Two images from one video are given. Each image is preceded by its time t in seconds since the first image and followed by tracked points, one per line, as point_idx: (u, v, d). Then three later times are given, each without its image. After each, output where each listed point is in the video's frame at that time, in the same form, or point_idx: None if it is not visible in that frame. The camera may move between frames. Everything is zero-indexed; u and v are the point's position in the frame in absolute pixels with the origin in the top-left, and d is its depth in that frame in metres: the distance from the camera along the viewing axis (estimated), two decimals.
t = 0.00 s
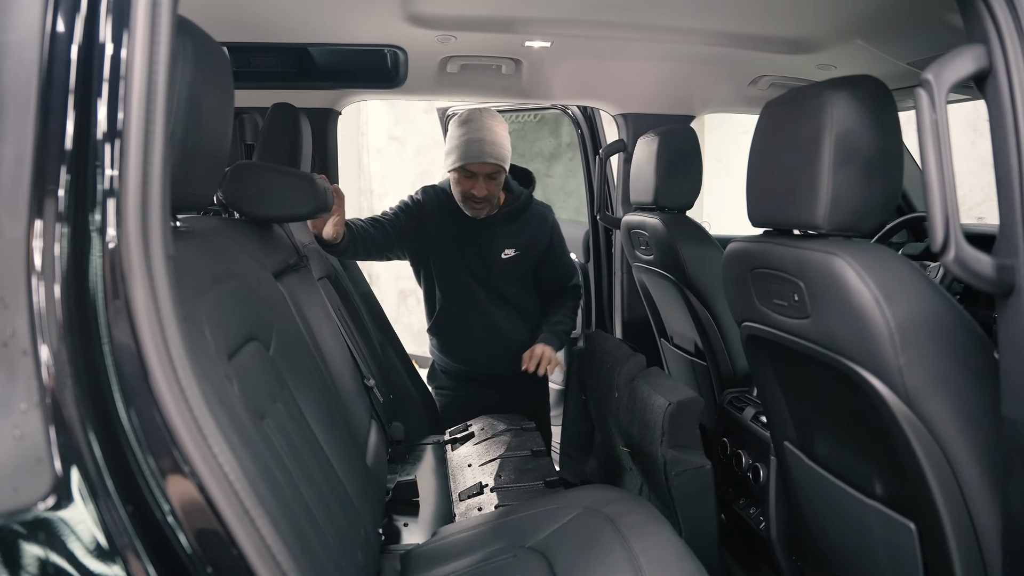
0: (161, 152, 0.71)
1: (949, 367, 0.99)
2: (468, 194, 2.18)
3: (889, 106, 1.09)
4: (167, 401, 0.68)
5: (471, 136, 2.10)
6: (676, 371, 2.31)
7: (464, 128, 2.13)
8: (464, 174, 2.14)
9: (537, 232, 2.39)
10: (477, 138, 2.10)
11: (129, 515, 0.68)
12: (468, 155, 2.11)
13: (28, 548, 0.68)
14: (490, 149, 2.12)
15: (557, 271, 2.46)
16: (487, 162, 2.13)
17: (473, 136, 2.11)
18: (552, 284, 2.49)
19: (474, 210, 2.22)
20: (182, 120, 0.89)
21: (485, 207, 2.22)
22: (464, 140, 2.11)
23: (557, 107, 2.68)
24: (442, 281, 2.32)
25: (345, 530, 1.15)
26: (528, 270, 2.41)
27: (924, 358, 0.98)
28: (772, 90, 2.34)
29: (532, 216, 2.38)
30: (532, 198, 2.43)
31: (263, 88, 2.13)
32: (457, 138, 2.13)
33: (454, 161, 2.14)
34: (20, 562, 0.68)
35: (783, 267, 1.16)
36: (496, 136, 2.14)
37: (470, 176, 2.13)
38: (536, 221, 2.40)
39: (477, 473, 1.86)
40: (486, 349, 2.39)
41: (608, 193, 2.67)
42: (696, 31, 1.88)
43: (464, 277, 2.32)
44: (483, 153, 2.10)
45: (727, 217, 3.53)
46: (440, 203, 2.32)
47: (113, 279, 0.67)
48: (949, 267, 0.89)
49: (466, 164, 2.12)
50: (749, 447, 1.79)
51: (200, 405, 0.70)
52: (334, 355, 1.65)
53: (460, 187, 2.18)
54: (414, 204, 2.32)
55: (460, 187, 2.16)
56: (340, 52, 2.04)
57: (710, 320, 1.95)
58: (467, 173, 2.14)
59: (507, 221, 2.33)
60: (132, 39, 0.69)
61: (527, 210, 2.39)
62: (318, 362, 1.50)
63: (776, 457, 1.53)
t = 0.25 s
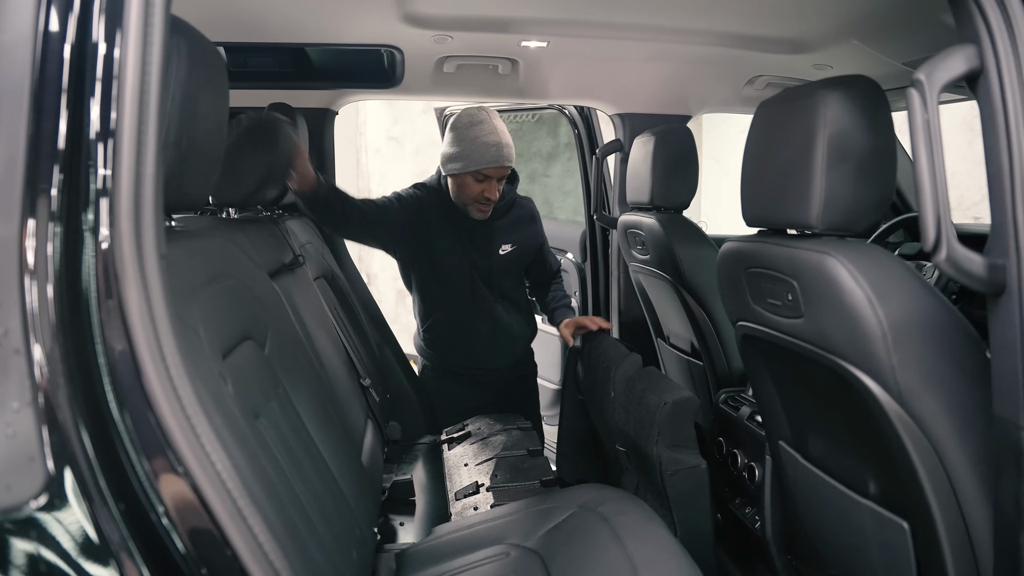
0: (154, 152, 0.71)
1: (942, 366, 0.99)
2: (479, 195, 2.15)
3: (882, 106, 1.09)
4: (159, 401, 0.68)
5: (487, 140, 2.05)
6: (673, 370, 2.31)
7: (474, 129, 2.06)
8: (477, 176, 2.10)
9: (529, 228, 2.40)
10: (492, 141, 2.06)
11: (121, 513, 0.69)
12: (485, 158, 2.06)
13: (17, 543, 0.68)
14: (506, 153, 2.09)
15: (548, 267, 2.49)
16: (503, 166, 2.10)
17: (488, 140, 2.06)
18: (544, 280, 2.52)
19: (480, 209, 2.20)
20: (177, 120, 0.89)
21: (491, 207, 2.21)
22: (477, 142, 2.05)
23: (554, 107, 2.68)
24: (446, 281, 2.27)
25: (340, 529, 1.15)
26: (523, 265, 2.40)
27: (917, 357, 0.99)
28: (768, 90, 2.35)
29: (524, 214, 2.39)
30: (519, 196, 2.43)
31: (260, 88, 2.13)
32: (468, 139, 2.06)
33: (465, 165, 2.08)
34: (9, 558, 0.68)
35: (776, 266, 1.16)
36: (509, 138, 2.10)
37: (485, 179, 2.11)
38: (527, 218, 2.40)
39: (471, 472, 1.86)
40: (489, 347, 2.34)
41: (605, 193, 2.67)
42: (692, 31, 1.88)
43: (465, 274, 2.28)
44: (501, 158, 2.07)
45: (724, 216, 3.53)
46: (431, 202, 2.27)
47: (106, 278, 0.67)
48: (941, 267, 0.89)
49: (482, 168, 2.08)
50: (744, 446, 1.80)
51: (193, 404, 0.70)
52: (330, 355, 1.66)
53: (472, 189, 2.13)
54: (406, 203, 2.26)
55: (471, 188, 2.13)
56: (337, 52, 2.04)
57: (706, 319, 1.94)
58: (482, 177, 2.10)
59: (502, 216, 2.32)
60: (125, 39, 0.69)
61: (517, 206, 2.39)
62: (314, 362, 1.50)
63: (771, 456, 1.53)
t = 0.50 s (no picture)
0: (148, 153, 0.71)
1: (935, 366, 0.99)
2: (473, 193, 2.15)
3: (876, 107, 1.10)
4: (153, 400, 0.68)
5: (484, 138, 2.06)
6: (670, 371, 2.31)
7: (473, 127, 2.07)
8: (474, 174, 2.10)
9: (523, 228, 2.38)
10: (489, 141, 2.06)
11: (114, 512, 0.69)
12: (480, 157, 2.07)
13: (7, 539, 0.69)
14: (503, 153, 2.09)
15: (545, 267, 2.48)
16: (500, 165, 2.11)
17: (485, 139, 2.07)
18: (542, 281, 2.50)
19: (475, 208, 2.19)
20: (172, 121, 0.89)
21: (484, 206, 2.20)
22: (475, 141, 2.06)
23: (550, 107, 2.68)
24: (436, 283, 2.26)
25: (335, 528, 1.15)
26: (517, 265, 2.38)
27: (910, 357, 0.99)
28: (764, 90, 2.35)
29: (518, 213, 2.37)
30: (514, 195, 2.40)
31: (257, 88, 2.14)
32: (466, 138, 2.07)
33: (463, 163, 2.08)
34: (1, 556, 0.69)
35: (770, 266, 1.16)
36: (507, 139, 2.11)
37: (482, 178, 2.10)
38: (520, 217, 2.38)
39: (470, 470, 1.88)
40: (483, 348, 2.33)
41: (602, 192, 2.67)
42: (688, 32, 1.89)
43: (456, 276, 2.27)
44: (497, 157, 2.07)
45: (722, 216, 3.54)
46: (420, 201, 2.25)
47: (100, 278, 0.68)
48: (933, 266, 0.90)
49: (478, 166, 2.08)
50: (740, 447, 1.80)
51: (187, 404, 0.70)
52: (326, 356, 1.66)
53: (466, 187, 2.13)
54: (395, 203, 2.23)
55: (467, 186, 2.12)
56: (334, 52, 2.05)
57: (702, 319, 1.94)
58: (478, 175, 2.10)
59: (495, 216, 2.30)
60: (119, 39, 0.69)
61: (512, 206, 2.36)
62: (310, 362, 1.51)
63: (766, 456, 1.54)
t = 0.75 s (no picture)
0: (144, 154, 0.71)
1: (927, 366, 1.00)
2: (463, 189, 2.20)
3: (870, 108, 1.10)
4: (149, 399, 0.68)
5: (474, 137, 2.09)
6: (668, 371, 2.32)
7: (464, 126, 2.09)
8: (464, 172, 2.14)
9: (524, 225, 2.44)
10: (478, 140, 2.09)
11: (110, 511, 0.69)
12: (469, 155, 2.11)
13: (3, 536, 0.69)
14: (492, 152, 2.12)
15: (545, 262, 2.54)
16: (488, 164, 2.14)
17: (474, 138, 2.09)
18: (544, 278, 2.56)
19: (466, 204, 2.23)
20: (168, 123, 0.90)
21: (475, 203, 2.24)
22: (465, 139, 2.09)
23: (549, 108, 2.69)
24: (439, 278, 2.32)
25: (331, 527, 1.16)
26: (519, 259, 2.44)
27: (902, 357, 1.00)
28: (762, 90, 2.35)
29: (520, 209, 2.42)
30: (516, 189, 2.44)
31: (255, 89, 2.14)
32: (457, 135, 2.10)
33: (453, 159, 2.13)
34: None
35: (765, 267, 1.17)
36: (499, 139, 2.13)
37: (470, 176, 2.15)
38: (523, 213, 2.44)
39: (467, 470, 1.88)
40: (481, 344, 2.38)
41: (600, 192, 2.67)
42: (685, 32, 1.89)
43: (458, 271, 2.33)
44: (484, 156, 2.10)
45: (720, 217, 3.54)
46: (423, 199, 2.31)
47: (96, 279, 0.68)
48: (924, 267, 0.90)
49: (465, 163, 2.12)
50: (737, 447, 1.81)
51: (182, 403, 0.71)
52: (324, 356, 1.67)
53: (456, 182, 2.18)
54: (399, 202, 2.30)
55: (457, 184, 2.17)
56: (332, 53, 2.06)
57: (698, 319, 1.95)
58: (466, 172, 2.14)
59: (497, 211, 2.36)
60: (115, 40, 0.70)
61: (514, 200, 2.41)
62: (308, 362, 1.51)
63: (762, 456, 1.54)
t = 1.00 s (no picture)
0: (144, 155, 0.72)
1: (923, 366, 1.00)
2: (456, 189, 2.24)
3: (867, 109, 1.11)
4: (149, 399, 0.69)
5: (466, 138, 2.13)
6: (666, 371, 2.32)
7: (460, 127, 2.13)
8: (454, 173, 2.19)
9: (520, 231, 2.53)
10: (470, 142, 2.13)
11: (110, 510, 0.70)
12: (461, 155, 2.15)
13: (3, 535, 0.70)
14: (484, 154, 2.16)
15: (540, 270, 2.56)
16: (481, 166, 2.18)
17: (467, 140, 2.13)
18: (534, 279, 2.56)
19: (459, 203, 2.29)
20: (168, 124, 0.90)
21: (468, 204, 2.29)
22: (457, 140, 2.13)
23: (548, 108, 2.69)
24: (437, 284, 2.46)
25: (331, 527, 1.16)
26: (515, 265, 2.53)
27: (899, 357, 1.00)
28: (761, 91, 2.36)
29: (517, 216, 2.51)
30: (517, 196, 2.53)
31: (256, 89, 2.15)
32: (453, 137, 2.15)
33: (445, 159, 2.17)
34: None
35: (762, 267, 1.17)
36: (493, 142, 2.17)
37: (460, 176, 2.19)
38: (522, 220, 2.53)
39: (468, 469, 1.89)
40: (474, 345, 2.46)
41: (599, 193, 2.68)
42: (684, 33, 1.90)
43: (453, 277, 2.46)
44: (475, 157, 2.14)
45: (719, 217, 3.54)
46: (425, 209, 2.45)
47: (96, 279, 0.69)
48: (920, 267, 0.90)
49: (458, 164, 2.16)
50: (735, 446, 1.81)
51: (182, 403, 0.72)
52: (324, 355, 1.67)
53: (450, 183, 2.23)
54: (402, 214, 2.46)
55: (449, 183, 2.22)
56: (332, 53, 2.06)
57: (696, 318, 1.96)
58: (458, 172, 2.19)
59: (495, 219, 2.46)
60: (116, 41, 0.71)
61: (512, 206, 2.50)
62: (307, 361, 1.52)
63: (760, 455, 1.55)
